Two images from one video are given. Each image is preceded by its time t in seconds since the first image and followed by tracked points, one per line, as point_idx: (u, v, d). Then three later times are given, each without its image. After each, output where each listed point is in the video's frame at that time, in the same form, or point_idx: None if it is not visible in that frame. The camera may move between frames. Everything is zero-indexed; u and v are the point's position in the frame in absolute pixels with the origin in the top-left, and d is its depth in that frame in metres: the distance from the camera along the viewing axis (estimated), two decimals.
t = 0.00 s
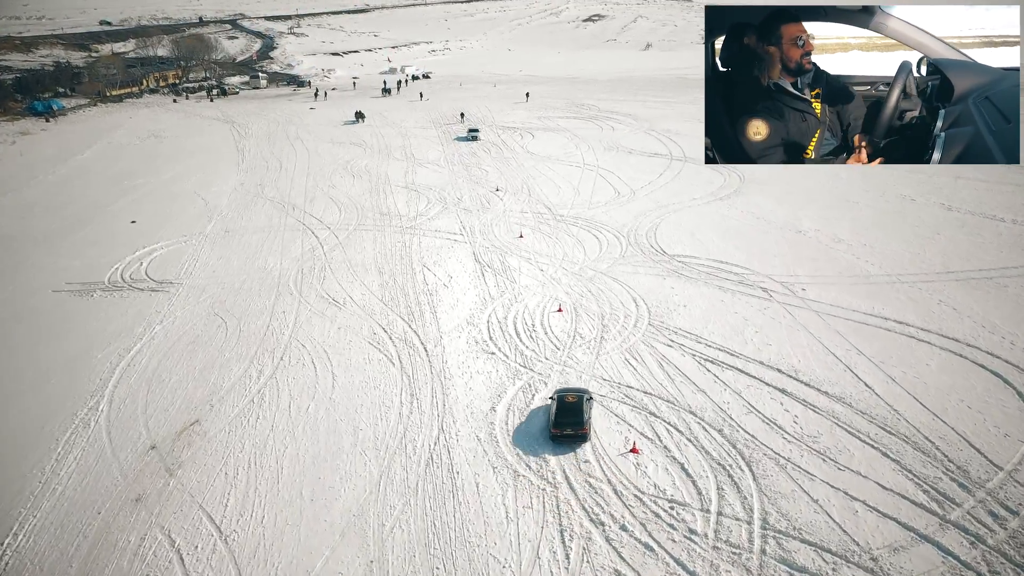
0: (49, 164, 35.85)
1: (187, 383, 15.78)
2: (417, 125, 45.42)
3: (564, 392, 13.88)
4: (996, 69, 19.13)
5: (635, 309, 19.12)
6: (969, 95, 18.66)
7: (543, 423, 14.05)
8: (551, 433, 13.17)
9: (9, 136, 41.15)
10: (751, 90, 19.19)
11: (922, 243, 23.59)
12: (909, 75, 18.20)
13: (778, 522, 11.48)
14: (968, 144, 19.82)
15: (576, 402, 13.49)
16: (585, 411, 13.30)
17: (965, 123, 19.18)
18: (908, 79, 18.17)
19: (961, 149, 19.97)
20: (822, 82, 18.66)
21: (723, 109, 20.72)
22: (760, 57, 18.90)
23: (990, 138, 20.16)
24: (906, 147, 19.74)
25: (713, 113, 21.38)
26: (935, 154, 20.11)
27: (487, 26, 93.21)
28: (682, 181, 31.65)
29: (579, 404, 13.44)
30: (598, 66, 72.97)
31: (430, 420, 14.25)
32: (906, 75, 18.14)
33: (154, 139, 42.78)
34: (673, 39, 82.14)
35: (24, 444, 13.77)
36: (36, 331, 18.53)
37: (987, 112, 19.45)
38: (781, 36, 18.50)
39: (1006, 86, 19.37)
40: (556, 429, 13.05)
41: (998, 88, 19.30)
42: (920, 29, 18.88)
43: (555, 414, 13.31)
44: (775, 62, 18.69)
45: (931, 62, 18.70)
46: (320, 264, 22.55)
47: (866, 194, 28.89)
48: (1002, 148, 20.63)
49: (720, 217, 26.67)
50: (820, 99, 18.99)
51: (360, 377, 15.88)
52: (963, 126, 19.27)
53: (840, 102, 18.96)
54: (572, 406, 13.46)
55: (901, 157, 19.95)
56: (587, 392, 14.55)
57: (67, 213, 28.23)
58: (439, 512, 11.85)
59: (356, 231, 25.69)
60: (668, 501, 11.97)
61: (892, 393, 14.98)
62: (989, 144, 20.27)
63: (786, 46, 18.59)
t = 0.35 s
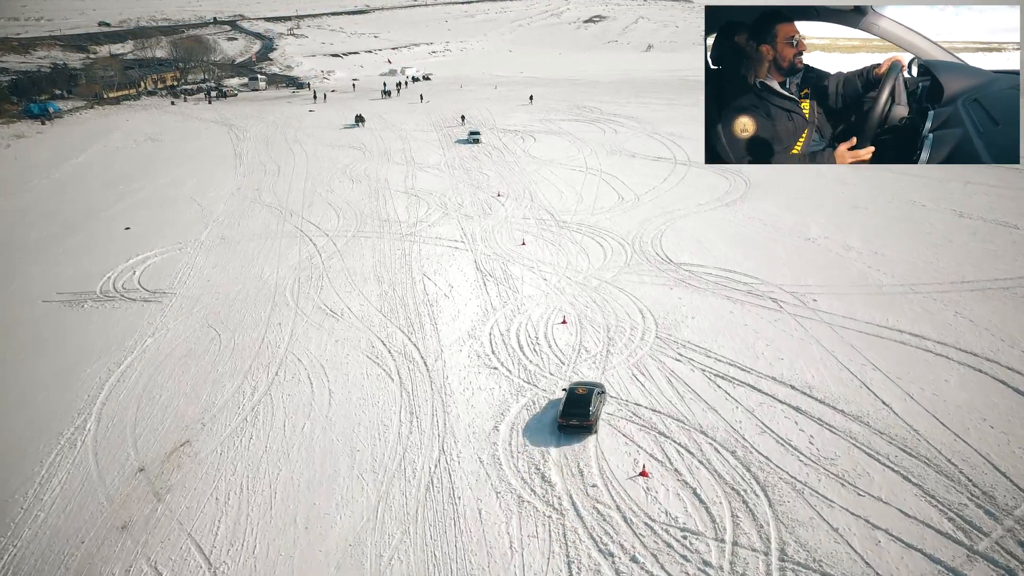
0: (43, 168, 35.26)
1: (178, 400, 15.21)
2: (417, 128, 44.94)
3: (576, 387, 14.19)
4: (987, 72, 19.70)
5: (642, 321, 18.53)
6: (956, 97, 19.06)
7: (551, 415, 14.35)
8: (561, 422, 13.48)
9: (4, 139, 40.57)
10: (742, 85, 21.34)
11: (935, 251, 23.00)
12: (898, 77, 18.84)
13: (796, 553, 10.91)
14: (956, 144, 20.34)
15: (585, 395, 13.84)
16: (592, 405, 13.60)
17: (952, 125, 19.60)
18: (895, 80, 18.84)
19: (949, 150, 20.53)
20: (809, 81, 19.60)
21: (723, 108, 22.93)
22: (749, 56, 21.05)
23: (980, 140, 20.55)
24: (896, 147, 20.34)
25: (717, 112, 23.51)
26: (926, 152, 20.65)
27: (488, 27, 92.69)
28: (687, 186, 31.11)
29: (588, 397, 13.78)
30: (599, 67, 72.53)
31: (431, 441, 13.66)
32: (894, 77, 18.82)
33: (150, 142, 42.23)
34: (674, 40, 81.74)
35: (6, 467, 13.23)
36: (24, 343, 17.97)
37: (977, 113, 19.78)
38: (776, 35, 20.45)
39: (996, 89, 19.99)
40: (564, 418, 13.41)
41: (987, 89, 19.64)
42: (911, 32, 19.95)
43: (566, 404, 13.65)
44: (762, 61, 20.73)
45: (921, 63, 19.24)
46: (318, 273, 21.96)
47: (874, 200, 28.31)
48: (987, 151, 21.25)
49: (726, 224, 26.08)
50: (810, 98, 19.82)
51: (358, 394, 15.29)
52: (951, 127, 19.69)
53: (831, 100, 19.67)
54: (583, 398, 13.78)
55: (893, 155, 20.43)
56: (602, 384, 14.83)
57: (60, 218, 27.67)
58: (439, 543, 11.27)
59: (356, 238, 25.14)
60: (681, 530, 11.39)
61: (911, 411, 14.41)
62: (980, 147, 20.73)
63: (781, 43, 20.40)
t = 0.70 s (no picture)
0: (38, 171, 34.79)
1: (170, 414, 14.74)
2: (417, 130, 44.55)
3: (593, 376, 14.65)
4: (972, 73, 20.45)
5: (647, 331, 18.05)
6: (948, 96, 19.57)
7: (564, 404, 14.80)
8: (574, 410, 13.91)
9: None
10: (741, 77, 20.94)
11: (945, 258, 22.54)
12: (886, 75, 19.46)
13: None
14: (946, 144, 20.67)
15: (599, 385, 14.24)
16: (607, 395, 13.98)
17: (943, 123, 20.05)
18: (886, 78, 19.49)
19: (939, 150, 20.86)
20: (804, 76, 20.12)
21: (715, 106, 22.32)
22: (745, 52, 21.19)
23: (968, 139, 20.98)
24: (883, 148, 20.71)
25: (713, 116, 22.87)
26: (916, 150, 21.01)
27: (488, 28, 92.31)
28: (692, 190, 30.64)
29: (603, 386, 14.20)
30: (600, 68, 72.18)
31: (432, 459, 13.18)
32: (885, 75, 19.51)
33: (148, 144, 41.79)
34: (674, 40, 81.40)
35: None
36: (13, 354, 17.50)
37: (965, 112, 20.33)
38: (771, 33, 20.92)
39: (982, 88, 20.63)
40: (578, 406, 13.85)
41: (973, 88, 20.23)
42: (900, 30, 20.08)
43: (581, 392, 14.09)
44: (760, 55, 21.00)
45: (911, 63, 19.67)
46: (316, 280, 21.51)
47: (882, 204, 27.84)
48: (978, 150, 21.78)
49: (732, 229, 25.62)
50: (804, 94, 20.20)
51: (356, 409, 14.81)
52: (941, 125, 20.11)
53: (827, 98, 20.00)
54: (597, 388, 14.21)
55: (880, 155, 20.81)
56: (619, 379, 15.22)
57: (54, 223, 27.23)
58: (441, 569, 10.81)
59: (355, 243, 24.69)
60: (692, 555, 10.93)
61: (926, 426, 13.97)
62: (969, 146, 21.19)
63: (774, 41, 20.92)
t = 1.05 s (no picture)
0: (33, 173, 34.37)
1: (161, 428, 14.27)
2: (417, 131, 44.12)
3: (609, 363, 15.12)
4: (970, 77, 20.62)
5: (652, 340, 17.59)
6: (941, 100, 19.92)
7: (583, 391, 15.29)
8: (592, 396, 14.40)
9: None
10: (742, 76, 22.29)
11: (957, 264, 22.05)
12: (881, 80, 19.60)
13: None
14: (942, 148, 20.95)
15: (616, 371, 14.69)
16: (625, 379, 14.47)
17: (937, 127, 20.30)
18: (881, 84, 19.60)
19: (935, 153, 21.22)
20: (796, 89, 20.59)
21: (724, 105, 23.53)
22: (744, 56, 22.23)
23: (965, 144, 21.22)
24: (879, 151, 21.10)
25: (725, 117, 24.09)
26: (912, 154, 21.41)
27: (489, 28, 91.81)
28: (696, 193, 30.17)
29: (620, 372, 14.66)
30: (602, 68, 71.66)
31: (432, 476, 12.70)
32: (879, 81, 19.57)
33: (146, 146, 41.38)
34: (676, 40, 80.80)
35: None
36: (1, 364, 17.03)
37: (960, 116, 20.61)
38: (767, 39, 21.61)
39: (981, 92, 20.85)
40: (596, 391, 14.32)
41: (971, 93, 20.51)
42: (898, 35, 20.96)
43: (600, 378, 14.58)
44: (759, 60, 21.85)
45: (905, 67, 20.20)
46: (313, 286, 21.07)
47: (890, 207, 27.37)
48: (976, 154, 22.05)
49: (738, 233, 25.16)
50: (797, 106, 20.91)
51: (353, 423, 14.33)
52: (936, 130, 20.42)
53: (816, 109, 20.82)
54: (614, 374, 14.68)
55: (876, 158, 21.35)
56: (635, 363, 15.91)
57: (47, 227, 26.79)
58: None
59: (353, 248, 24.22)
60: None
61: (942, 441, 13.51)
62: (966, 150, 21.36)
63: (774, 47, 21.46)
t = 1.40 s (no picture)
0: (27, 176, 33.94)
1: (150, 442, 13.81)
2: (416, 133, 43.68)
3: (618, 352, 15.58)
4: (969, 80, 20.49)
5: (656, 349, 17.12)
6: (939, 103, 19.91)
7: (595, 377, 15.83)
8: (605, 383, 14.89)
9: None
10: (738, 78, 21.67)
11: (966, 269, 21.60)
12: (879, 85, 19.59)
13: None
14: (940, 151, 20.71)
15: (626, 360, 15.16)
16: (635, 366, 14.99)
17: (937, 130, 20.15)
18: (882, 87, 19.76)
19: (934, 156, 20.92)
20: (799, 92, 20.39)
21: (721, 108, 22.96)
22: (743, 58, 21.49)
23: (963, 146, 21.09)
24: (878, 152, 21.13)
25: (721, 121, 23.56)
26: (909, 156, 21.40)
27: (489, 29, 91.32)
28: (699, 196, 29.70)
29: (630, 360, 15.12)
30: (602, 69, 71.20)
31: (430, 494, 12.24)
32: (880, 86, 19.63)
33: (142, 148, 40.92)
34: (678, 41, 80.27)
35: None
36: None
37: (959, 118, 20.45)
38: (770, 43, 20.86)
39: (975, 96, 20.57)
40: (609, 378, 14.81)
41: (970, 95, 20.48)
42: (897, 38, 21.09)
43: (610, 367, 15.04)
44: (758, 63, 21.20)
45: (904, 71, 20.45)
46: (309, 292, 20.63)
47: (896, 210, 26.93)
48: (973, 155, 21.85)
49: (743, 238, 24.70)
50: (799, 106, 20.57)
51: (348, 436, 13.87)
52: (935, 132, 20.25)
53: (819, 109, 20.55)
54: (624, 362, 15.15)
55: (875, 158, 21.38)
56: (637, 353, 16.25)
57: (39, 231, 26.36)
58: None
59: (351, 252, 23.79)
60: None
61: (958, 456, 13.06)
62: (964, 152, 21.15)
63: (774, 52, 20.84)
